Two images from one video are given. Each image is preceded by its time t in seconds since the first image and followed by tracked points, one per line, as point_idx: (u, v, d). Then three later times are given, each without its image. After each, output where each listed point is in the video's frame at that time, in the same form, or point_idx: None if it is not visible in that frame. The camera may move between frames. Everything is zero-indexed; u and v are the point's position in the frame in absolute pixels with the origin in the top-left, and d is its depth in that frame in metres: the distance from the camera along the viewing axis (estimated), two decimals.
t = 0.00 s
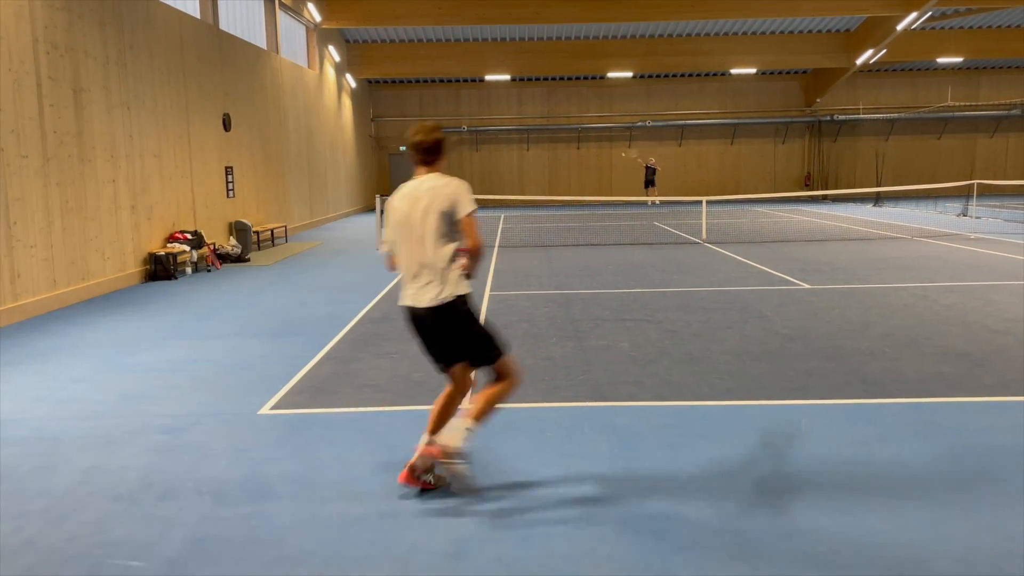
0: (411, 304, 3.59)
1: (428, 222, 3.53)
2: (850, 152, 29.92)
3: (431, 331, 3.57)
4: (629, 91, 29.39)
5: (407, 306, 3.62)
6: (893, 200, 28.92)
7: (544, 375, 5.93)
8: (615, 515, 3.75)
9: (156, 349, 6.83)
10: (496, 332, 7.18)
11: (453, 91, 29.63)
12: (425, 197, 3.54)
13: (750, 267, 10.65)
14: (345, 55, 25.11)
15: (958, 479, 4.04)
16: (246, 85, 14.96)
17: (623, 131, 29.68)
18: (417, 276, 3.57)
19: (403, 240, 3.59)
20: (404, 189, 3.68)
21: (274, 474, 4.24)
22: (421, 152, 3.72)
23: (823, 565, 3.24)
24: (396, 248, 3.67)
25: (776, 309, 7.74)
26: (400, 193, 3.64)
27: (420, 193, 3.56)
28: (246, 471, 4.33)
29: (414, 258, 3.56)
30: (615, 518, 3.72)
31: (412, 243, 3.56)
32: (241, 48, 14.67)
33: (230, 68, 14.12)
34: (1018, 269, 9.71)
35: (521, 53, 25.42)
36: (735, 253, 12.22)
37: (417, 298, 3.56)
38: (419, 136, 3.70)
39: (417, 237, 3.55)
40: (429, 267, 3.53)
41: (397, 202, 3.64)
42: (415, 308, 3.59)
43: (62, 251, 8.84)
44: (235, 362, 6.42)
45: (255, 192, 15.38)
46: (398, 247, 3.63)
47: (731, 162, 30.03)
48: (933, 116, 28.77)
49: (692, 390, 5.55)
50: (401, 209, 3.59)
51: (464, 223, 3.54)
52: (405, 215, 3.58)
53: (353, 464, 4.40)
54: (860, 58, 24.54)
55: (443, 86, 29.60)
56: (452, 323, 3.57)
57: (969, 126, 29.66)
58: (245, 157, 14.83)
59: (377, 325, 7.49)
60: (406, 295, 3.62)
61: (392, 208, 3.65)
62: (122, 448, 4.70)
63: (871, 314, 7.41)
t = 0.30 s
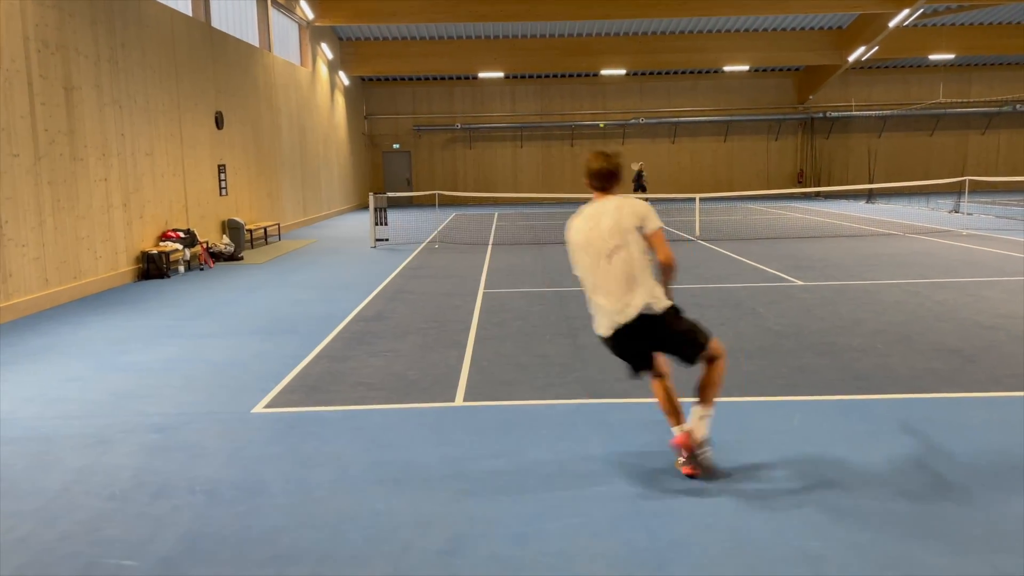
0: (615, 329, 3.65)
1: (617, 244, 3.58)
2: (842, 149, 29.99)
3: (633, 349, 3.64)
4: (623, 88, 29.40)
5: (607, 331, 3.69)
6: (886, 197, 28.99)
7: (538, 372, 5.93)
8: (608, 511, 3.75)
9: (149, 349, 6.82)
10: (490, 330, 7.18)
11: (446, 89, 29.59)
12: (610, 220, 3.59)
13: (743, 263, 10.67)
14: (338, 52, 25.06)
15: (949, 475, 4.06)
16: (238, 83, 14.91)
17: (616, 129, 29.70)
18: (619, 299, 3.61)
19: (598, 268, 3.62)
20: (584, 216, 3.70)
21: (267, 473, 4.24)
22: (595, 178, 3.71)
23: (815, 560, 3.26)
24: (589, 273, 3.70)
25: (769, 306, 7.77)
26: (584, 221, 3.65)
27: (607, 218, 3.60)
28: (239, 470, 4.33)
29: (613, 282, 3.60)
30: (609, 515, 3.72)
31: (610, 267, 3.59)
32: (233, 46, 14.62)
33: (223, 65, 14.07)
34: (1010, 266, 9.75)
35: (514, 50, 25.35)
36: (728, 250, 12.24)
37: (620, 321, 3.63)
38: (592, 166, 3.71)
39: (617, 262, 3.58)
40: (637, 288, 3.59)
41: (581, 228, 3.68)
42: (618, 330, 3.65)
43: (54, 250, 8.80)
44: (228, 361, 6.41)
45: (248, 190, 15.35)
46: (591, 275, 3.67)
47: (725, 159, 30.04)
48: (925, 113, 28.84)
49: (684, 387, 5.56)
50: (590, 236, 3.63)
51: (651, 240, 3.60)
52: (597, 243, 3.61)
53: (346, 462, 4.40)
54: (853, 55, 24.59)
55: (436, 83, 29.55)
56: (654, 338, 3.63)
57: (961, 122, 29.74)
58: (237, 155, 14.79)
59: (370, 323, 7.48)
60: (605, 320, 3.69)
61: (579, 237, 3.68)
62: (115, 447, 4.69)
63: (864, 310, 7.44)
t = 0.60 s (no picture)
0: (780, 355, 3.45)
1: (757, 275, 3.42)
2: (834, 146, 30.06)
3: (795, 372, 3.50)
4: (616, 86, 29.43)
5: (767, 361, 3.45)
6: (879, 194, 29.06)
7: (533, 370, 5.94)
8: (603, 508, 3.76)
9: (142, 347, 6.79)
10: (484, 328, 7.17)
11: (439, 87, 29.57)
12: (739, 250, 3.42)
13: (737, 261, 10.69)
14: (331, 50, 25.02)
15: (942, 470, 4.07)
16: (230, 81, 14.88)
17: (609, 127, 29.71)
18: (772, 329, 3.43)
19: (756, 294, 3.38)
20: (708, 252, 3.42)
21: (261, 473, 4.22)
22: (697, 216, 3.50)
23: (809, 555, 3.27)
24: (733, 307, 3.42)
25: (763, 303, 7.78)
26: (727, 252, 3.40)
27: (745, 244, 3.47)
28: (233, 468, 4.32)
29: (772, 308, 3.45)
30: (604, 511, 3.73)
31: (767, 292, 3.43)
32: (226, 44, 14.59)
33: (215, 63, 14.03)
34: (1003, 262, 9.80)
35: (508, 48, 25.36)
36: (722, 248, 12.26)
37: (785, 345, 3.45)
38: (691, 204, 3.51)
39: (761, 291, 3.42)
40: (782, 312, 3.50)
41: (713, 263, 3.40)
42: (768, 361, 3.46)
43: (46, 249, 8.76)
44: (222, 359, 6.39)
45: (241, 189, 15.32)
46: (747, 307, 3.40)
47: (718, 157, 30.08)
48: (918, 110, 28.94)
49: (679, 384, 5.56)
50: (732, 270, 3.38)
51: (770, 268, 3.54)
52: (750, 271, 3.40)
53: (341, 460, 4.39)
54: (845, 53, 24.68)
55: (429, 81, 29.52)
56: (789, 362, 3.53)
57: (953, 119, 29.85)
58: (230, 154, 14.75)
59: (364, 322, 7.48)
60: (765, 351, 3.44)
61: (725, 270, 3.39)
62: (107, 447, 4.66)
63: (858, 307, 7.45)
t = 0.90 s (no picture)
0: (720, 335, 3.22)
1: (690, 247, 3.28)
2: (830, 143, 30.09)
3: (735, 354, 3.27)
4: (611, 83, 29.43)
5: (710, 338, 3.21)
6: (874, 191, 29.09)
7: (529, 368, 5.94)
8: (599, 505, 3.77)
9: (138, 346, 6.79)
10: (480, 326, 7.18)
11: (434, 85, 29.54)
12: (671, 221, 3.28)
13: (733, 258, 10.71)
14: (326, 48, 24.99)
15: (937, 466, 4.08)
16: (226, 79, 14.86)
17: (605, 124, 29.71)
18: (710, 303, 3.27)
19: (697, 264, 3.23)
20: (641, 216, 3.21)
21: (258, 472, 4.23)
22: (627, 178, 3.27)
23: (803, 552, 3.28)
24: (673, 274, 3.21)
25: (759, 300, 7.79)
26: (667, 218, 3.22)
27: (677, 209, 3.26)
28: (231, 467, 4.32)
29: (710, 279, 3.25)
30: (600, 509, 3.74)
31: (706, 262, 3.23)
32: (221, 42, 14.57)
33: (210, 61, 14.01)
34: (997, 258, 9.83)
35: (503, 46, 25.35)
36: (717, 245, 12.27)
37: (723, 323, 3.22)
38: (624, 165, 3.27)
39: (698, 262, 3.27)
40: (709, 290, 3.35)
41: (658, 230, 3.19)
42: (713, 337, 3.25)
43: (41, 248, 8.74)
44: (219, 358, 6.38)
45: (237, 188, 15.30)
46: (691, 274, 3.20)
47: (713, 154, 30.11)
48: (912, 107, 29.00)
49: (674, 381, 5.58)
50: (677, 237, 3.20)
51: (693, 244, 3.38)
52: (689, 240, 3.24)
53: (337, 459, 4.40)
54: (840, 50, 24.72)
55: (425, 79, 29.49)
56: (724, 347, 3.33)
57: (948, 116, 29.91)
58: (226, 152, 14.74)
59: (361, 320, 7.48)
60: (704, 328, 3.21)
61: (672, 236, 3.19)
62: (104, 446, 4.66)
63: (853, 304, 7.47)
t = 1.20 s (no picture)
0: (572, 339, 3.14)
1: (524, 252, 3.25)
2: (828, 140, 30.10)
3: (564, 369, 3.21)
4: (610, 80, 29.41)
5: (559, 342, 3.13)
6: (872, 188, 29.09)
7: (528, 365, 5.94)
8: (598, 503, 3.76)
9: (137, 345, 6.79)
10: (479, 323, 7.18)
11: (433, 82, 29.52)
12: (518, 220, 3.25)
13: (732, 255, 10.70)
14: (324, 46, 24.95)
15: (936, 463, 4.09)
16: (224, 77, 14.85)
17: (604, 121, 29.70)
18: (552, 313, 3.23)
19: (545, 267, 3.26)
20: (518, 204, 3.06)
21: (256, 470, 4.22)
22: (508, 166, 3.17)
23: (804, 547, 3.29)
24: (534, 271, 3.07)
25: (757, 297, 7.79)
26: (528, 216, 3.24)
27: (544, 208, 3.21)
28: (230, 465, 4.32)
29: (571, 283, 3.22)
30: (599, 506, 3.73)
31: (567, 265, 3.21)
32: (219, 40, 14.56)
33: (208, 59, 14.00)
34: (995, 254, 9.84)
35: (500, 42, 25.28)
36: (716, 242, 12.28)
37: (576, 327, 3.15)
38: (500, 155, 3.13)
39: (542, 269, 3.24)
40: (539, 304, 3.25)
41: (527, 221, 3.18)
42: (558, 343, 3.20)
43: (40, 247, 8.74)
44: (218, 356, 6.38)
45: (235, 186, 15.30)
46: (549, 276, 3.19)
47: (712, 151, 30.12)
48: (911, 103, 29.01)
49: (673, 378, 5.58)
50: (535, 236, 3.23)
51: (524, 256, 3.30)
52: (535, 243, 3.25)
53: (336, 457, 4.39)
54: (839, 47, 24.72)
55: (423, 77, 29.45)
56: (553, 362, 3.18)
57: (947, 113, 29.94)
58: (224, 150, 14.73)
59: (360, 318, 7.47)
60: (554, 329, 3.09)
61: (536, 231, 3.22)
62: (104, 444, 4.66)
63: (851, 301, 7.47)
